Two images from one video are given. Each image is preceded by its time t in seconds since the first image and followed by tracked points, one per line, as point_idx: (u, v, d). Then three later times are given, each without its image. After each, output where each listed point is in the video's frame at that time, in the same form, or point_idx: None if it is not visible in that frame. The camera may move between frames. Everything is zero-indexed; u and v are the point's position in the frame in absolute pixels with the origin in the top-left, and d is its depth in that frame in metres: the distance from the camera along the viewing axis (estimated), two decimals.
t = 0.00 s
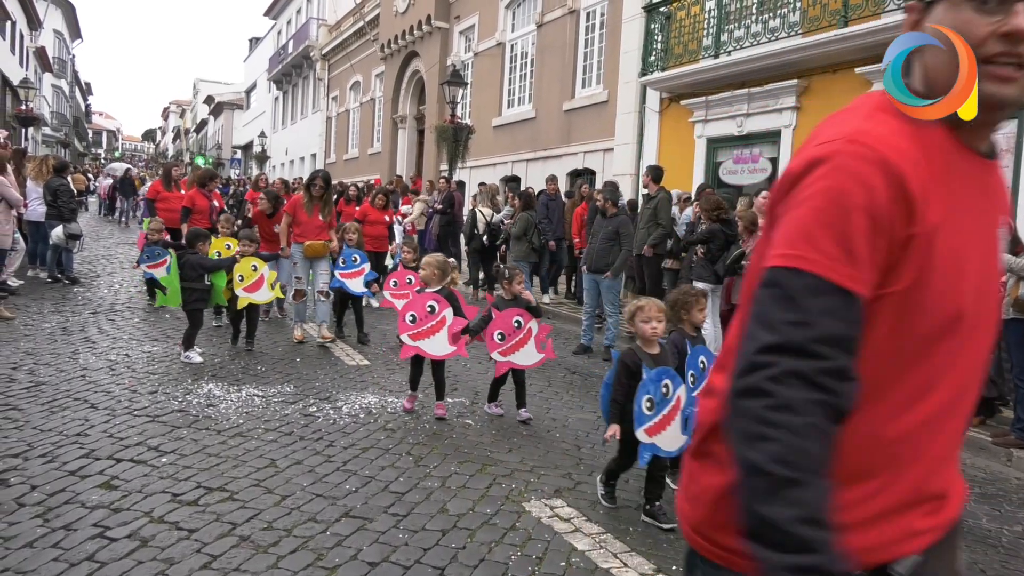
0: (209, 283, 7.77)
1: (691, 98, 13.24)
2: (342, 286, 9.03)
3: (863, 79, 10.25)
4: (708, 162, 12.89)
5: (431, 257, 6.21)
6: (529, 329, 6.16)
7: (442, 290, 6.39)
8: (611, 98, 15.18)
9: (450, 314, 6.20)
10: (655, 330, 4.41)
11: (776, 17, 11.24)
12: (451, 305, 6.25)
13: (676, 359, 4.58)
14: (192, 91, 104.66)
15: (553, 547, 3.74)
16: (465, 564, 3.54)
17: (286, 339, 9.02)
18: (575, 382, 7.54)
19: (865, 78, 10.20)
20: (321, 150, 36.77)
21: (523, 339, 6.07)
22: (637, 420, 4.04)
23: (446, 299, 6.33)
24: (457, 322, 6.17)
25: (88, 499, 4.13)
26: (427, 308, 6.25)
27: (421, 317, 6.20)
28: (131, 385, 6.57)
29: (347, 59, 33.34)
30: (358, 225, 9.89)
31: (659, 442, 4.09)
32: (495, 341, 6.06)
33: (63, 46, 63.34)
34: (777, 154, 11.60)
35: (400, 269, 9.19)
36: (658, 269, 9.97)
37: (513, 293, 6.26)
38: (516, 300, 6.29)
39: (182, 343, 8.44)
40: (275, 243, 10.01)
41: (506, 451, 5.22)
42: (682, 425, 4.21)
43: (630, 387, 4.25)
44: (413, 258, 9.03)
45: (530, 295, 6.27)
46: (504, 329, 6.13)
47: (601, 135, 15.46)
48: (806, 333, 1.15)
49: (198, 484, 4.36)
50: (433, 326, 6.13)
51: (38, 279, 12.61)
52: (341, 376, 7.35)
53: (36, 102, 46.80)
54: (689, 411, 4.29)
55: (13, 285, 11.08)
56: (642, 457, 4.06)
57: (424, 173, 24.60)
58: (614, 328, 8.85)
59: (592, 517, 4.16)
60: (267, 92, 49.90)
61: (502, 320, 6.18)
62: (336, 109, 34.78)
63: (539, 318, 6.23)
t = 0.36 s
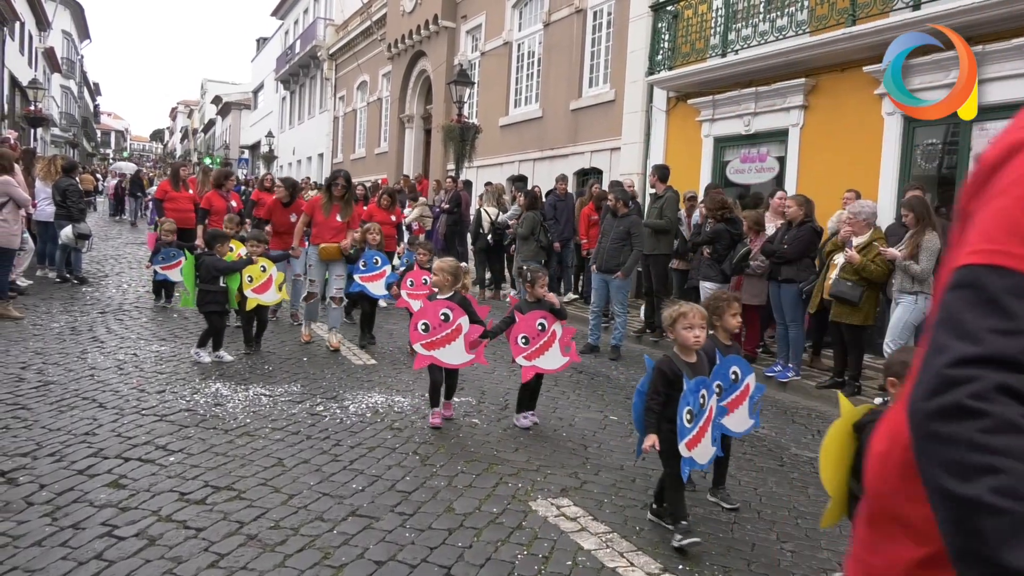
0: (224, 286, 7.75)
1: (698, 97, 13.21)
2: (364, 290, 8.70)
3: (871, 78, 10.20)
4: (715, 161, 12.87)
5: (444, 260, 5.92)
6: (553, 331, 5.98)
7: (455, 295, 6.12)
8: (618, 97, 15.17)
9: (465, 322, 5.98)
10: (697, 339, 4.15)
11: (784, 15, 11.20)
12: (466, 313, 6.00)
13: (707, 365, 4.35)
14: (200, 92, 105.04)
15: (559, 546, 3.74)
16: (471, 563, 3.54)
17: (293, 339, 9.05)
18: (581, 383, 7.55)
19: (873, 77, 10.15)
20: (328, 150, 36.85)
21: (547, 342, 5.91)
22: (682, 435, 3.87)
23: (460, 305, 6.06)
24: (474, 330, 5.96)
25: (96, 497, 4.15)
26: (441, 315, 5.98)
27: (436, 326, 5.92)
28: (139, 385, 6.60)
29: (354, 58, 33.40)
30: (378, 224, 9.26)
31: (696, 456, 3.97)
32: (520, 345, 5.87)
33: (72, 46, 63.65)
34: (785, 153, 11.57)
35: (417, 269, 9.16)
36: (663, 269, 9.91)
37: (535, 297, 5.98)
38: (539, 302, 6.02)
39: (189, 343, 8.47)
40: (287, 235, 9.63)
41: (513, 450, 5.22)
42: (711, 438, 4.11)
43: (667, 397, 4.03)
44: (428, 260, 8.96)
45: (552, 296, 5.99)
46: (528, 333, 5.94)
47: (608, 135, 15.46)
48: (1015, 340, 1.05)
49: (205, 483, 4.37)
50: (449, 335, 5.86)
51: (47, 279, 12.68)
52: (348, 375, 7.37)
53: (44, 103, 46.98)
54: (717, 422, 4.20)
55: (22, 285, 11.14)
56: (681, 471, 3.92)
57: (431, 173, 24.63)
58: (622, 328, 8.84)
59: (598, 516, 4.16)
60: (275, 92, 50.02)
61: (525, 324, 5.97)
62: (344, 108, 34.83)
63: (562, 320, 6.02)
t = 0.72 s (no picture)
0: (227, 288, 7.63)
1: (697, 95, 13.20)
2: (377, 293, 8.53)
3: (871, 76, 10.19)
4: (715, 160, 12.86)
5: (453, 262, 5.65)
6: (560, 335, 5.78)
7: (466, 298, 5.84)
8: (618, 96, 15.17)
9: (477, 326, 5.71)
10: (726, 343, 3.89)
11: (784, 14, 11.19)
12: (478, 316, 5.74)
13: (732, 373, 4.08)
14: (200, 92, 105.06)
15: (559, 545, 3.74)
16: (470, 561, 3.54)
17: (293, 338, 9.05)
18: (582, 382, 7.55)
19: (873, 75, 10.14)
20: (328, 150, 36.84)
21: (553, 346, 5.68)
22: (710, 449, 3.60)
23: (472, 308, 5.80)
24: (485, 335, 5.70)
25: (96, 497, 4.15)
26: (452, 319, 5.73)
27: (447, 330, 5.69)
28: (140, 385, 6.60)
29: (355, 58, 33.38)
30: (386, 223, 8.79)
31: (728, 472, 3.73)
32: (523, 347, 5.66)
33: (72, 46, 63.66)
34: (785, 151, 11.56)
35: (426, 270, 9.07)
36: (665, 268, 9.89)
37: (542, 299, 5.82)
38: (546, 304, 5.87)
39: (189, 343, 8.47)
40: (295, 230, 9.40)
41: (512, 449, 5.22)
42: (744, 450, 3.86)
43: (695, 410, 3.77)
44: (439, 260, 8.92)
45: (559, 299, 5.85)
46: (532, 335, 5.74)
47: (608, 133, 15.46)
48: None
49: (204, 482, 4.37)
50: (460, 339, 5.64)
51: (48, 278, 12.68)
52: (348, 374, 7.37)
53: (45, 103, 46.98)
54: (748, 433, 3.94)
55: (22, 285, 11.14)
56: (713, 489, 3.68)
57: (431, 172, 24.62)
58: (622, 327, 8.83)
59: (598, 514, 4.16)
60: (276, 91, 50.02)
61: (530, 325, 5.79)
62: (344, 108, 34.82)
63: (569, 324, 5.82)
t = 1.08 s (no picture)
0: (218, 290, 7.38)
1: (694, 94, 13.20)
2: (378, 298, 8.34)
3: (868, 75, 10.20)
4: (713, 159, 12.86)
5: (467, 264, 5.58)
6: (576, 340, 5.55)
7: (481, 302, 5.73)
8: (615, 95, 15.17)
9: (494, 331, 5.59)
10: (776, 356, 3.63)
11: (780, 13, 11.20)
12: (494, 320, 5.62)
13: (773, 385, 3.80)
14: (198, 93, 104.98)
15: (555, 544, 3.74)
16: (467, 561, 3.53)
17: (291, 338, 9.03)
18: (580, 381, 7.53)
19: (870, 73, 10.15)
20: (326, 150, 36.81)
21: (569, 351, 5.46)
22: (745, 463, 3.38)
23: (488, 312, 5.68)
24: (502, 340, 5.57)
25: (92, 498, 4.14)
26: (468, 324, 5.60)
27: (462, 335, 5.54)
28: (137, 385, 6.59)
29: (352, 58, 33.34)
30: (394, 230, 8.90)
31: (770, 491, 3.46)
32: (537, 352, 5.45)
33: (70, 48, 63.61)
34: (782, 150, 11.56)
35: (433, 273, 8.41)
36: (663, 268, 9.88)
37: (557, 302, 5.61)
38: (560, 308, 5.67)
39: (187, 344, 8.46)
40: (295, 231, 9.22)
41: (510, 449, 5.22)
42: (789, 468, 3.58)
43: (736, 422, 3.55)
44: (445, 263, 8.22)
45: (575, 303, 5.64)
46: (546, 339, 5.52)
47: (605, 133, 15.46)
48: None
49: (201, 483, 4.37)
50: (475, 345, 5.48)
51: (45, 280, 12.66)
52: (345, 374, 7.37)
53: (42, 105, 46.97)
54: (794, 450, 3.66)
55: (19, 286, 11.11)
56: (751, 508, 3.43)
57: (429, 172, 24.60)
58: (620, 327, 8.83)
59: (595, 513, 4.16)
60: (273, 92, 49.97)
61: (545, 329, 5.57)
62: (342, 108, 34.82)
63: (585, 329, 5.61)
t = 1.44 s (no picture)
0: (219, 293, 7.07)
1: (693, 91, 13.18)
2: (383, 298, 8.00)
3: (867, 70, 10.19)
4: (712, 156, 12.85)
5: (472, 265, 5.20)
6: (595, 341, 5.33)
7: (488, 302, 5.42)
8: (614, 92, 15.16)
9: (503, 333, 5.29)
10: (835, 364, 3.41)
11: (779, 8, 11.18)
12: (503, 322, 5.32)
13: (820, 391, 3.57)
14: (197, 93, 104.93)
15: (554, 541, 3.73)
16: (467, 559, 3.53)
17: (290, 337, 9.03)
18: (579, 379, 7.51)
19: (869, 69, 10.14)
20: (326, 149, 36.81)
21: (588, 353, 5.27)
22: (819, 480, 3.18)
23: (495, 313, 5.38)
24: (513, 341, 5.26)
25: (91, 498, 4.14)
26: (475, 327, 5.30)
27: (470, 340, 5.25)
28: (136, 385, 6.58)
29: (351, 56, 33.31)
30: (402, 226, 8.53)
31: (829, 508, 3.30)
32: (556, 354, 5.24)
33: (69, 48, 63.60)
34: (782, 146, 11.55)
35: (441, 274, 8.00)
36: (663, 266, 9.87)
37: (576, 302, 5.30)
38: (579, 307, 5.37)
39: (186, 343, 8.45)
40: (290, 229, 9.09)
41: (509, 446, 5.22)
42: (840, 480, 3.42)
43: (791, 436, 3.37)
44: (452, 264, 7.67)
45: (593, 302, 5.34)
46: (565, 341, 5.30)
47: (605, 130, 15.44)
48: None
49: (201, 482, 4.36)
50: (485, 348, 5.20)
51: (45, 280, 12.67)
52: (344, 373, 7.37)
53: (42, 105, 46.95)
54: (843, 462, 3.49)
55: (20, 287, 11.11)
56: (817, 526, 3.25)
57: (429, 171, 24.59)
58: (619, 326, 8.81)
59: (594, 511, 4.15)
60: (272, 91, 49.93)
61: (563, 330, 5.32)
62: (341, 107, 34.81)
63: (604, 329, 5.38)
